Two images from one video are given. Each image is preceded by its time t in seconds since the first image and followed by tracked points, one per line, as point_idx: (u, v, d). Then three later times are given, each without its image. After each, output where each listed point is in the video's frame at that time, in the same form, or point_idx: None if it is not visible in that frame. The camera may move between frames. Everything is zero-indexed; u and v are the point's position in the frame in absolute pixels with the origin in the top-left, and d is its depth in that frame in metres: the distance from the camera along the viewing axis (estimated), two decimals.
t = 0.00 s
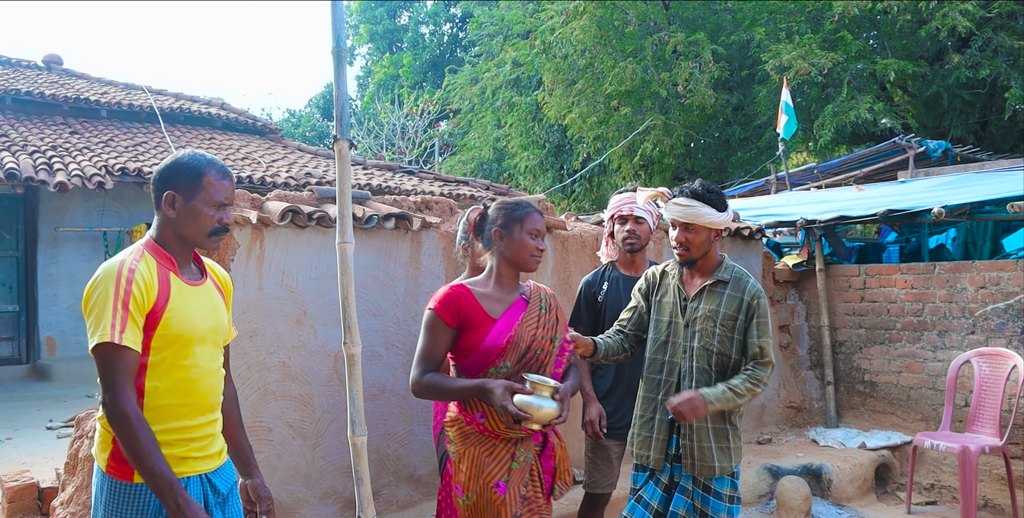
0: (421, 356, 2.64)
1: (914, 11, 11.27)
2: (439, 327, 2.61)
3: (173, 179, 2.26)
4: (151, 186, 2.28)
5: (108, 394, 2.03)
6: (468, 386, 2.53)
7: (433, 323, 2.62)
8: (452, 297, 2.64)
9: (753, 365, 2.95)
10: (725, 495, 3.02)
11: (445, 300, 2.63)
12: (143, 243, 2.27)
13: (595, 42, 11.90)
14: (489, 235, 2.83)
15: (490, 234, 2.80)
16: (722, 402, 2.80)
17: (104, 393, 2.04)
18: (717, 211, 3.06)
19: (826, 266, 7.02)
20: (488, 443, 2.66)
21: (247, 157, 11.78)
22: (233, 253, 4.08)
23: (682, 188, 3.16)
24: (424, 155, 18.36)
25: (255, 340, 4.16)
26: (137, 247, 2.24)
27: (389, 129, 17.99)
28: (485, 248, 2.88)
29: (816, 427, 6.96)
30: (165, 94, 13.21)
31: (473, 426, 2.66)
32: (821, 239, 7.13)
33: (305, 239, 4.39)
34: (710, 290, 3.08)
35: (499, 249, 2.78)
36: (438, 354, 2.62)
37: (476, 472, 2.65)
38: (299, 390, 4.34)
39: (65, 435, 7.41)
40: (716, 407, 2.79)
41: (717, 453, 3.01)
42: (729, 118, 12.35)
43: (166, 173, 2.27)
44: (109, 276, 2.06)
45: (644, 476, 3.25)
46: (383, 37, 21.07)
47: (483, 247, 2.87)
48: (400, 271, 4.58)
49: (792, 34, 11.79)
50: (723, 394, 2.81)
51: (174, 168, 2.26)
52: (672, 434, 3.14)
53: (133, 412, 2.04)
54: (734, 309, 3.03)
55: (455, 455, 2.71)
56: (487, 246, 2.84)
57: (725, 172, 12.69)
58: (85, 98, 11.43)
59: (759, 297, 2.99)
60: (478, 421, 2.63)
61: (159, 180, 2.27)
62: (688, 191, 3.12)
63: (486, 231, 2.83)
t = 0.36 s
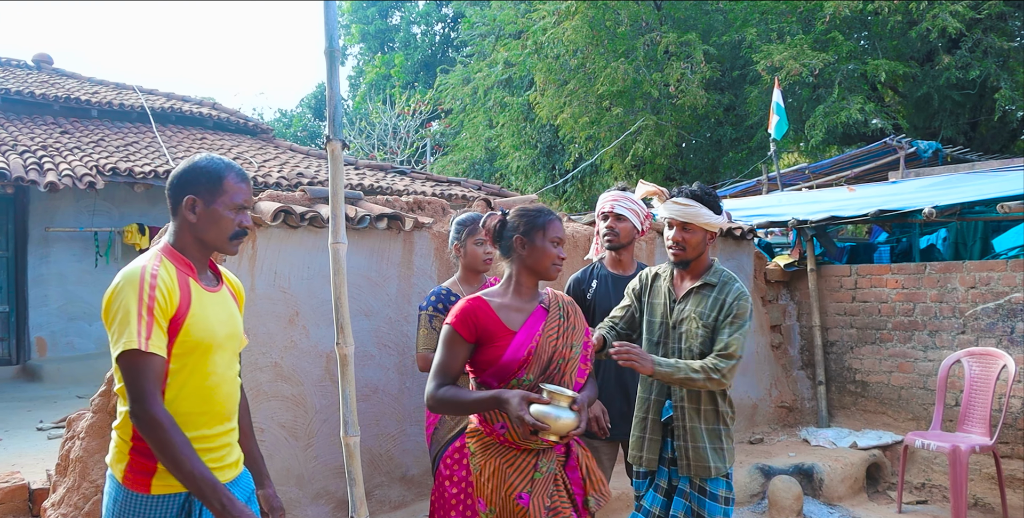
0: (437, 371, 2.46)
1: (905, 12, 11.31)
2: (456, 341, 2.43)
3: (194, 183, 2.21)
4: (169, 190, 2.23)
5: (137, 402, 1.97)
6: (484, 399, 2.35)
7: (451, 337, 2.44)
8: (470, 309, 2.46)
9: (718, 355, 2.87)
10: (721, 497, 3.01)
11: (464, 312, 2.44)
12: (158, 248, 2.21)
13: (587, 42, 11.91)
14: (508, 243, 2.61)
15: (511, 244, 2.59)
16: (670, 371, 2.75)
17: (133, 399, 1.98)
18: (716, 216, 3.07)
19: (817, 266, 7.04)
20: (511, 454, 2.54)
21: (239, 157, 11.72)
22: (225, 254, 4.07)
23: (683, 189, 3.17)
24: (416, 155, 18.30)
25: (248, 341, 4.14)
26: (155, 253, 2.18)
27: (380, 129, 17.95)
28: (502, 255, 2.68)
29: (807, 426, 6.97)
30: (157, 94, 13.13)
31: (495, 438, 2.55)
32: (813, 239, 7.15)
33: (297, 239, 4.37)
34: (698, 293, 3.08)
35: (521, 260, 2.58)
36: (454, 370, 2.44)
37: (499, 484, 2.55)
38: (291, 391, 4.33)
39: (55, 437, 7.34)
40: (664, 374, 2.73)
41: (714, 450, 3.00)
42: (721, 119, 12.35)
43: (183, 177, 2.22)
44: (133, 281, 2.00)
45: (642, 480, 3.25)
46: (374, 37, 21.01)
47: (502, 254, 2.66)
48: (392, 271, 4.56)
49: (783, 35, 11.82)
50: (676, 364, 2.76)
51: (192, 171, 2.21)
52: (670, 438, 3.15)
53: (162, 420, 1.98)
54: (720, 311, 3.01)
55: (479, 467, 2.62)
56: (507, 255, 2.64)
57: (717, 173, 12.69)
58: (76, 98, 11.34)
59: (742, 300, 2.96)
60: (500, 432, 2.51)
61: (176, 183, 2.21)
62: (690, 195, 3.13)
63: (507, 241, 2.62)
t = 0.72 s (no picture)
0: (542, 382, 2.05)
1: (863, 16, 11.51)
2: (568, 345, 2.05)
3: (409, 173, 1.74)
4: (369, 187, 1.74)
5: (422, 441, 1.53)
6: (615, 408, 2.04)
7: (557, 341, 2.05)
8: (567, 307, 2.08)
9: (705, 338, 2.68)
10: (730, 504, 2.87)
11: (562, 310, 2.06)
12: (365, 257, 1.71)
13: (549, 43, 11.92)
14: (553, 234, 2.28)
15: (560, 236, 2.25)
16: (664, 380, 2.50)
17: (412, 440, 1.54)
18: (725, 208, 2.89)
19: (777, 267, 7.11)
20: (601, 459, 2.17)
21: (198, 156, 11.48)
22: (183, 255, 3.90)
23: (690, 176, 2.97)
24: (379, 155, 18.14)
25: (206, 342, 3.98)
26: (367, 262, 1.70)
27: (342, 129, 17.78)
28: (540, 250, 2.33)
29: (768, 424, 7.04)
30: (113, 92, 12.77)
31: (587, 444, 2.13)
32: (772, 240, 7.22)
33: (255, 240, 4.20)
34: (709, 289, 2.97)
35: (572, 254, 2.26)
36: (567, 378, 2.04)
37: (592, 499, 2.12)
38: (250, 392, 4.15)
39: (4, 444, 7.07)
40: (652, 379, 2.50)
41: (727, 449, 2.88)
42: (682, 119, 12.44)
43: (392, 168, 1.74)
44: (401, 294, 1.56)
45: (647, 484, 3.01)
46: (336, 36, 20.78)
47: (539, 247, 2.33)
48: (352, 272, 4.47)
49: (743, 37, 11.95)
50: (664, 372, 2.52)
51: (402, 163, 1.74)
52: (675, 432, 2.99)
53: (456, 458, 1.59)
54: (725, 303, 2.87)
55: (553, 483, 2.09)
56: (548, 248, 2.29)
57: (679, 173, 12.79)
58: (30, 95, 10.89)
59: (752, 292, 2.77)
60: (596, 436, 2.13)
61: (383, 177, 1.72)
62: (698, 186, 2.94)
63: (554, 232, 2.27)
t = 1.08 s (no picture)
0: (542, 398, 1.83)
1: (856, 16, 11.53)
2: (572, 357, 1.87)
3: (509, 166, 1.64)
4: (472, 182, 1.63)
5: (595, 426, 1.53)
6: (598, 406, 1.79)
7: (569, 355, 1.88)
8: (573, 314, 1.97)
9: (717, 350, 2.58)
10: None
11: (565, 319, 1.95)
12: (467, 260, 1.60)
13: (543, 43, 11.93)
14: (548, 232, 2.09)
15: (555, 234, 2.08)
16: (674, 384, 2.37)
17: (583, 426, 1.53)
18: (738, 219, 2.68)
19: (767, 266, 7.12)
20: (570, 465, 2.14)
21: (191, 156, 11.45)
22: (169, 255, 3.89)
23: (710, 182, 2.71)
24: (374, 155, 18.11)
25: (192, 342, 3.98)
26: (469, 263, 1.59)
27: (337, 129, 17.76)
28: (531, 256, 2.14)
29: (758, 424, 7.04)
30: (106, 92, 12.74)
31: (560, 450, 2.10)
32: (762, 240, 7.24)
33: (241, 240, 4.20)
34: (711, 300, 2.81)
35: (564, 254, 2.10)
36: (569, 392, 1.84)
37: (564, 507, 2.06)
38: (236, 392, 4.15)
39: None
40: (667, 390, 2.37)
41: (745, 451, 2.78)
42: (677, 119, 12.44)
43: (489, 162, 1.63)
44: (543, 290, 1.49)
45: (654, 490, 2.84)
46: (332, 36, 20.75)
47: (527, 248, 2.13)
48: (339, 272, 4.47)
49: (737, 37, 11.96)
50: (677, 375, 2.39)
51: (500, 155, 1.64)
52: (693, 439, 2.82)
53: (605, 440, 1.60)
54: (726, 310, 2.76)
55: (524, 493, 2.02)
56: (540, 247, 2.11)
57: (673, 173, 12.78)
58: (22, 95, 10.86)
59: (756, 299, 2.69)
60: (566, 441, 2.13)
61: (486, 170, 1.62)
62: (722, 197, 2.68)
63: (550, 229, 2.09)
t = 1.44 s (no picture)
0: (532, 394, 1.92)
1: (854, 16, 11.52)
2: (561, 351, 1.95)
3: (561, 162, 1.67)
4: (524, 176, 1.64)
5: (656, 421, 1.59)
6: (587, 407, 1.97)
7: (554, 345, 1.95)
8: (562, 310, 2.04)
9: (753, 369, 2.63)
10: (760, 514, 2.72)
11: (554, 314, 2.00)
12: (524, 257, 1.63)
13: (541, 43, 11.93)
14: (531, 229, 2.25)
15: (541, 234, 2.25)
16: (728, 422, 2.48)
17: (643, 421, 1.59)
18: (738, 224, 2.57)
19: (763, 266, 7.12)
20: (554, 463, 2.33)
21: (188, 156, 11.45)
22: (162, 255, 3.89)
23: (713, 187, 2.59)
24: (373, 155, 18.11)
25: (186, 342, 3.98)
26: (523, 260, 1.62)
27: (336, 129, 17.77)
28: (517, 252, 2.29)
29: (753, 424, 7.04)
30: (104, 92, 12.74)
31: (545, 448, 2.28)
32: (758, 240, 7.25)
33: (235, 240, 4.20)
34: (713, 307, 2.72)
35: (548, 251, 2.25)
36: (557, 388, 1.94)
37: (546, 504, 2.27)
38: (230, 392, 4.15)
39: None
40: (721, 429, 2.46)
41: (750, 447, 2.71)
42: (675, 119, 12.44)
43: (541, 157, 1.66)
44: (603, 288, 1.53)
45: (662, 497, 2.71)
46: (331, 36, 20.73)
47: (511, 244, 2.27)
48: (333, 272, 4.48)
49: (735, 37, 11.95)
50: (729, 414, 2.48)
51: (553, 151, 1.67)
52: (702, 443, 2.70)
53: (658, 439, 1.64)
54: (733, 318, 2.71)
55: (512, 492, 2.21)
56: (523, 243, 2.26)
57: (671, 173, 12.79)
58: (19, 95, 10.87)
59: (759, 305, 2.70)
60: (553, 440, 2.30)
61: (539, 165, 1.64)
62: (725, 202, 2.57)
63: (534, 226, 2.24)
